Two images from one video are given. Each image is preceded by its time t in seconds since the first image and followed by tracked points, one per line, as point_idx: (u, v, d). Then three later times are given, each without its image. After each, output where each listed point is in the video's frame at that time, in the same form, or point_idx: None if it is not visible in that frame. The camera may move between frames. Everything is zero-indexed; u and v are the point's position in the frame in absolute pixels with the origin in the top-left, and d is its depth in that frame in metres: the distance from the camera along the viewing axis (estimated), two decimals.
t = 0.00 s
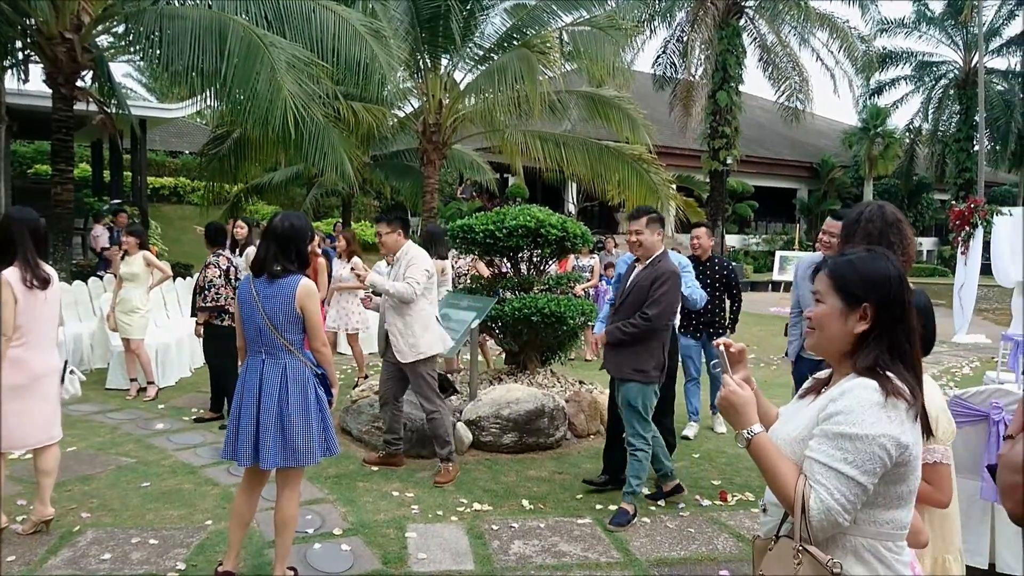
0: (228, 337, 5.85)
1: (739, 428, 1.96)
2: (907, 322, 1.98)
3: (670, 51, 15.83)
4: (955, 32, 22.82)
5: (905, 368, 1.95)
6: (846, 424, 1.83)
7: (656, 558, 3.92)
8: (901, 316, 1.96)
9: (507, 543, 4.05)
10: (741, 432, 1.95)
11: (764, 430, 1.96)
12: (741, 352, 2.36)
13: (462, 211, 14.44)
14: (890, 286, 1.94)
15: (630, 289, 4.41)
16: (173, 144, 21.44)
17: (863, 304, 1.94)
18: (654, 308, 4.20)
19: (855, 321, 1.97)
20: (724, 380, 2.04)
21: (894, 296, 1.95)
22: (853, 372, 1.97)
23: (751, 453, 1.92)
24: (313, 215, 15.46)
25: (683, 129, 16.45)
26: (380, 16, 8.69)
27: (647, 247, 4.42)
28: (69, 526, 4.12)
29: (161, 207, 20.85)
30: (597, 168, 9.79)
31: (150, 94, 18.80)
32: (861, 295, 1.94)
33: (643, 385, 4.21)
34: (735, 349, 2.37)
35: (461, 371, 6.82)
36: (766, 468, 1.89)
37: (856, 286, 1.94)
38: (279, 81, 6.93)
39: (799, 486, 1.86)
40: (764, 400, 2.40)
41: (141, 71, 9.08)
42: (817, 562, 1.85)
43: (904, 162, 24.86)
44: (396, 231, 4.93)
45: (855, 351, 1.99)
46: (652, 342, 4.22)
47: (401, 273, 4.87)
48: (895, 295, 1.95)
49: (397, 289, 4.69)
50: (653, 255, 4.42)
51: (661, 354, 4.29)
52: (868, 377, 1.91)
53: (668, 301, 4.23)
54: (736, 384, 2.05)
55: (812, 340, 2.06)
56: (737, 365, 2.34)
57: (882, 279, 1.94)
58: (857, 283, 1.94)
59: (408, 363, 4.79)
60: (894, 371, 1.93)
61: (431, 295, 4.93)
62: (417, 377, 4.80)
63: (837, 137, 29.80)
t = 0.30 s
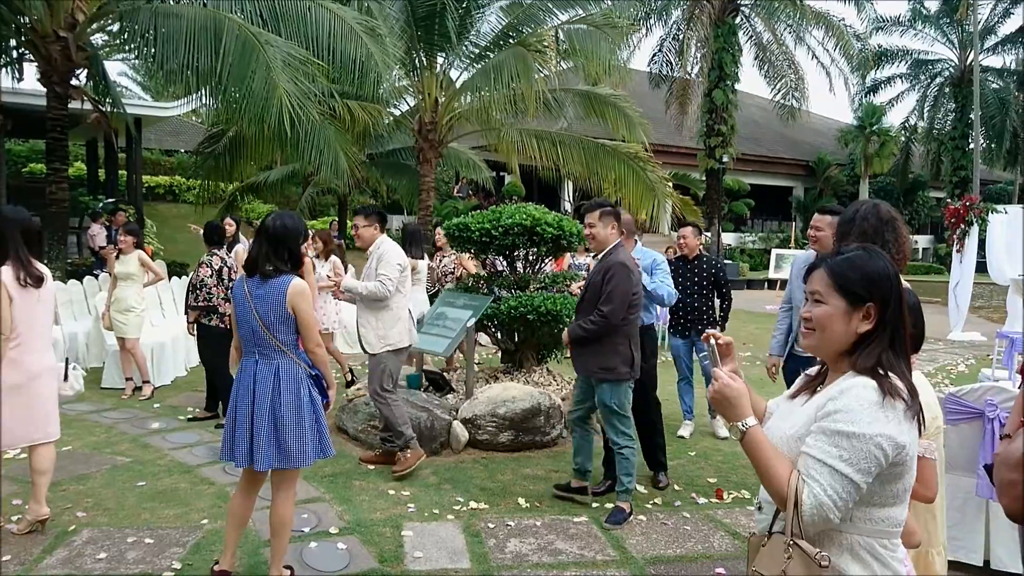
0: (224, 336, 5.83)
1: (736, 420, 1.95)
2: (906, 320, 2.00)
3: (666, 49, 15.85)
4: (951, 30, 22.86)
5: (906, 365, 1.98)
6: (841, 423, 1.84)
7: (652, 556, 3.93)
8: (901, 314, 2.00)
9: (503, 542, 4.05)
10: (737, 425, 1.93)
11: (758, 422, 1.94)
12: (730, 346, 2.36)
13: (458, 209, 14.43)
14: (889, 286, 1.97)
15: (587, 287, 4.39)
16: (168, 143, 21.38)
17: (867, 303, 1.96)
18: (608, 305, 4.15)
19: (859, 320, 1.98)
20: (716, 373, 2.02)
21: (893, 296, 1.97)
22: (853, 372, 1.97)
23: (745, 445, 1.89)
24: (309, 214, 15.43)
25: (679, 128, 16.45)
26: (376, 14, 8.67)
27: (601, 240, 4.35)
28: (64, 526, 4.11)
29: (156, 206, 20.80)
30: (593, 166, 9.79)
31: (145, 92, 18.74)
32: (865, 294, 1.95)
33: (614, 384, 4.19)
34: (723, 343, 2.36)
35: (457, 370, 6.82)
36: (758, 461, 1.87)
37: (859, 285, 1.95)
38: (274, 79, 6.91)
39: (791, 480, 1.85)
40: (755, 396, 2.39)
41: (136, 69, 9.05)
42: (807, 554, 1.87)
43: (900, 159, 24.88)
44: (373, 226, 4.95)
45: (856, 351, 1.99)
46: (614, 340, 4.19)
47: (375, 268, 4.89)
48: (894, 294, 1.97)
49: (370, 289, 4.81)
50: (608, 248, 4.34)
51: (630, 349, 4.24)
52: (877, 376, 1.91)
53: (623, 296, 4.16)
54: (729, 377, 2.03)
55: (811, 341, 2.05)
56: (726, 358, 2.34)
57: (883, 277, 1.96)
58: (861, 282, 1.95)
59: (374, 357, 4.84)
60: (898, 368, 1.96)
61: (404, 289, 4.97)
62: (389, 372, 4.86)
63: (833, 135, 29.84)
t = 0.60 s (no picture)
0: (224, 335, 5.84)
1: (722, 380, 1.95)
2: (909, 320, 2.01)
3: (666, 48, 15.83)
4: (951, 28, 22.85)
5: (908, 365, 1.98)
6: (836, 414, 1.84)
7: (652, 555, 3.93)
8: (903, 314, 2.00)
9: (503, 542, 4.05)
10: (724, 383, 1.93)
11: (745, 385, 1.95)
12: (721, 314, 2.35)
13: (458, 208, 14.42)
14: (890, 285, 1.97)
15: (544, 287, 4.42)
16: (168, 143, 21.39)
17: (871, 301, 1.96)
18: (554, 303, 4.16)
19: (862, 319, 1.97)
20: (706, 332, 2.04)
21: (895, 295, 1.97)
22: (857, 371, 1.96)
23: (728, 408, 1.90)
24: (309, 212, 15.42)
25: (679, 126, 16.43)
26: (376, 13, 8.66)
27: (557, 241, 4.36)
28: (64, 525, 4.12)
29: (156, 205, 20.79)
30: (593, 165, 9.78)
31: (145, 91, 18.74)
32: (866, 293, 1.95)
33: (557, 381, 4.21)
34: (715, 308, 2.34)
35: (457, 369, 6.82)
36: (741, 428, 1.87)
37: (862, 284, 1.95)
38: (274, 78, 6.90)
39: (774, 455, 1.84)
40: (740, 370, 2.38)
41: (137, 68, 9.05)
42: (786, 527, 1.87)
43: (901, 158, 24.85)
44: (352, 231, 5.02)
45: (859, 350, 1.99)
46: (560, 339, 4.20)
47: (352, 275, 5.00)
48: (896, 294, 1.98)
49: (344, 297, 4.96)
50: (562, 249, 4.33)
51: (575, 348, 4.24)
52: (880, 375, 1.91)
53: (571, 295, 4.16)
54: (719, 335, 2.04)
55: (814, 342, 2.04)
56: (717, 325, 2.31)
57: (884, 276, 1.96)
58: (864, 281, 1.95)
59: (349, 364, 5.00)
60: (901, 368, 1.95)
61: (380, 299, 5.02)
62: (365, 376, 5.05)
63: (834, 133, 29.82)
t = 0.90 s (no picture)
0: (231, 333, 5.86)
1: (722, 363, 1.96)
2: (922, 323, 2.00)
3: (672, 46, 15.82)
4: (959, 26, 22.75)
5: (921, 365, 1.97)
6: (842, 407, 1.83)
7: (658, 555, 3.92)
8: (916, 315, 1.99)
9: (510, 540, 4.05)
10: (723, 367, 1.95)
11: (744, 369, 1.95)
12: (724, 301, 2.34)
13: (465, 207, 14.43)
14: (903, 285, 1.96)
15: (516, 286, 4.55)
16: (175, 142, 21.46)
17: (884, 300, 1.95)
18: (514, 298, 4.29)
19: (875, 318, 1.97)
20: (707, 314, 2.05)
21: (908, 296, 1.97)
22: (869, 370, 1.95)
23: (728, 391, 1.91)
24: (316, 211, 15.44)
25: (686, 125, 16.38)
26: (383, 12, 8.67)
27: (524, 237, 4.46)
28: (73, 523, 4.14)
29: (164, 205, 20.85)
30: (600, 163, 9.77)
31: (152, 91, 18.82)
32: (881, 292, 1.94)
33: (513, 372, 4.31)
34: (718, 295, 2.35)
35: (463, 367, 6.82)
36: (739, 412, 1.87)
37: (875, 283, 1.94)
38: (281, 77, 6.92)
39: (771, 439, 1.83)
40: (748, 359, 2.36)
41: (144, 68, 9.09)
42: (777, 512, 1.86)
43: (908, 156, 24.72)
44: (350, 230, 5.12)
45: (872, 351, 1.98)
46: (521, 334, 4.30)
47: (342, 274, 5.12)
48: (909, 294, 1.97)
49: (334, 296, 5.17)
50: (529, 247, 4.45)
51: (536, 343, 4.33)
52: (891, 375, 1.90)
53: (531, 290, 4.28)
54: (721, 318, 2.05)
55: (826, 340, 2.03)
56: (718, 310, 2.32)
57: (897, 276, 1.96)
58: (877, 279, 1.94)
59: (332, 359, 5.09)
60: (913, 369, 1.94)
61: (345, 299, 4.97)
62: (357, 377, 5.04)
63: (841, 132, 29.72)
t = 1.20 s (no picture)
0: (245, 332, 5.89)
1: (732, 360, 1.95)
2: (939, 323, 1.98)
3: (684, 45, 15.78)
4: (974, 23, 22.57)
5: (936, 364, 1.96)
6: (855, 405, 1.82)
7: (671, 554, 3.91)
8: (932, 316, 1.98)
9: (523, 539, 4.05)
10: (733, 363, 1.94)
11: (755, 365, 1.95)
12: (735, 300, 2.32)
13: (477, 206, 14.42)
14: (920, 285, 1.95)
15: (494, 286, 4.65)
16: (189, 142, 21.59)
17: (900, 299, 1.94)
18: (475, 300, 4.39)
19: (891, 317, 1.95)
20: (718, 311, 2.04)
21: (925, 296, 1.95)
22: (883, 369, 1.94)
23: (738, 387, 1.89)
24: (329, 211, 15.49)
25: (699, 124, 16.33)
26: (394, 13, 8.69)
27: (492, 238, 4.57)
28: (89, 521, 4.17)
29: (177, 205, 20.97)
30: (611, 161, 9.76)
31: (165, 92, 18.93)
32: (898, 291, 1.93)
33: (475, 372, 4.43)
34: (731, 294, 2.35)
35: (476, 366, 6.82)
36: (749, 408, 1.87)
37: (891, 282, 1.93)
38: (293, 78, 6.96)
39: (782, 436, 1.83)
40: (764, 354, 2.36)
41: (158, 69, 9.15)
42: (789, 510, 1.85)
43: (922, 154, 24.53)
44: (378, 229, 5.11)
45: (887, 350, 1.96)
46: (479, 335, 4.41)
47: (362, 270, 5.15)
48: (926, 294, 1.96)
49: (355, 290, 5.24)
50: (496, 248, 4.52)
51: (495, 344, 4.40)
52: (906, 374, 1.88)
53: (490, 292, 4.35)
54: (732, 316, 2.04)
55: (841, 338, 2.02)
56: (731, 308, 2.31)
57: (915, 275, 1.94)
58: (893, 278, 1.93)
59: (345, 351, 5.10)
60: (928, 368, 1.93)
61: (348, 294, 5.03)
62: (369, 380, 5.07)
63: (854, 130, 29.53)
